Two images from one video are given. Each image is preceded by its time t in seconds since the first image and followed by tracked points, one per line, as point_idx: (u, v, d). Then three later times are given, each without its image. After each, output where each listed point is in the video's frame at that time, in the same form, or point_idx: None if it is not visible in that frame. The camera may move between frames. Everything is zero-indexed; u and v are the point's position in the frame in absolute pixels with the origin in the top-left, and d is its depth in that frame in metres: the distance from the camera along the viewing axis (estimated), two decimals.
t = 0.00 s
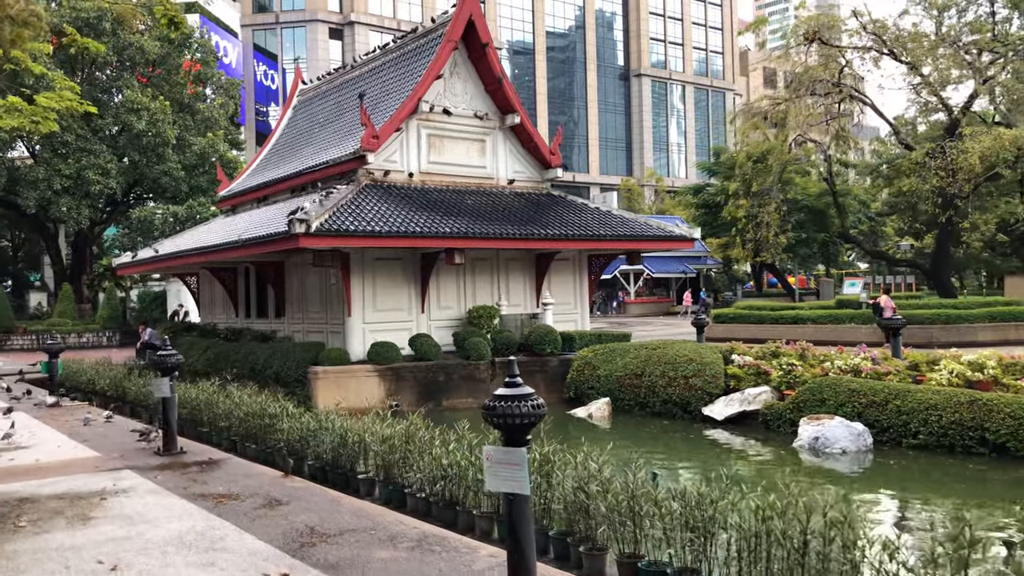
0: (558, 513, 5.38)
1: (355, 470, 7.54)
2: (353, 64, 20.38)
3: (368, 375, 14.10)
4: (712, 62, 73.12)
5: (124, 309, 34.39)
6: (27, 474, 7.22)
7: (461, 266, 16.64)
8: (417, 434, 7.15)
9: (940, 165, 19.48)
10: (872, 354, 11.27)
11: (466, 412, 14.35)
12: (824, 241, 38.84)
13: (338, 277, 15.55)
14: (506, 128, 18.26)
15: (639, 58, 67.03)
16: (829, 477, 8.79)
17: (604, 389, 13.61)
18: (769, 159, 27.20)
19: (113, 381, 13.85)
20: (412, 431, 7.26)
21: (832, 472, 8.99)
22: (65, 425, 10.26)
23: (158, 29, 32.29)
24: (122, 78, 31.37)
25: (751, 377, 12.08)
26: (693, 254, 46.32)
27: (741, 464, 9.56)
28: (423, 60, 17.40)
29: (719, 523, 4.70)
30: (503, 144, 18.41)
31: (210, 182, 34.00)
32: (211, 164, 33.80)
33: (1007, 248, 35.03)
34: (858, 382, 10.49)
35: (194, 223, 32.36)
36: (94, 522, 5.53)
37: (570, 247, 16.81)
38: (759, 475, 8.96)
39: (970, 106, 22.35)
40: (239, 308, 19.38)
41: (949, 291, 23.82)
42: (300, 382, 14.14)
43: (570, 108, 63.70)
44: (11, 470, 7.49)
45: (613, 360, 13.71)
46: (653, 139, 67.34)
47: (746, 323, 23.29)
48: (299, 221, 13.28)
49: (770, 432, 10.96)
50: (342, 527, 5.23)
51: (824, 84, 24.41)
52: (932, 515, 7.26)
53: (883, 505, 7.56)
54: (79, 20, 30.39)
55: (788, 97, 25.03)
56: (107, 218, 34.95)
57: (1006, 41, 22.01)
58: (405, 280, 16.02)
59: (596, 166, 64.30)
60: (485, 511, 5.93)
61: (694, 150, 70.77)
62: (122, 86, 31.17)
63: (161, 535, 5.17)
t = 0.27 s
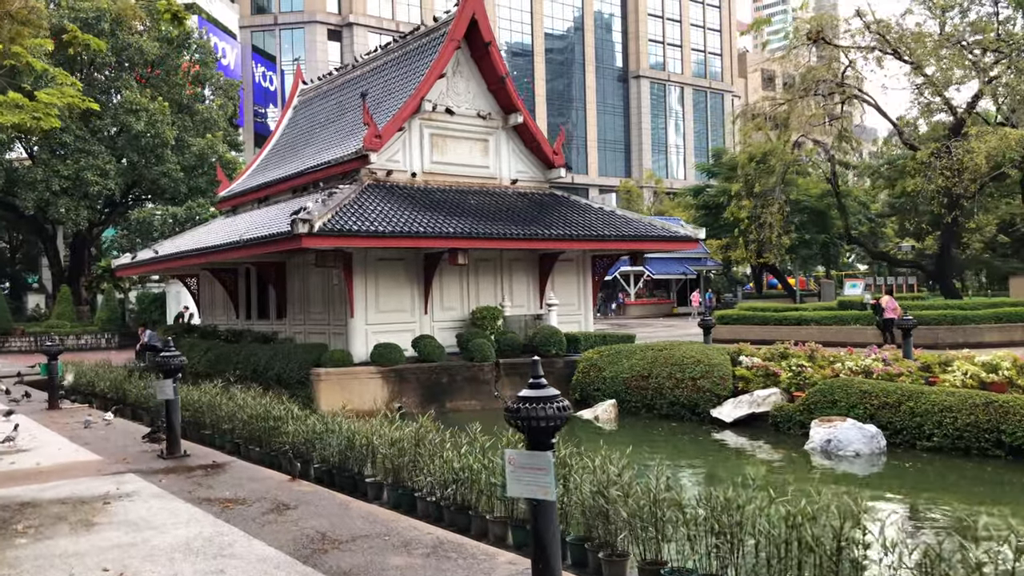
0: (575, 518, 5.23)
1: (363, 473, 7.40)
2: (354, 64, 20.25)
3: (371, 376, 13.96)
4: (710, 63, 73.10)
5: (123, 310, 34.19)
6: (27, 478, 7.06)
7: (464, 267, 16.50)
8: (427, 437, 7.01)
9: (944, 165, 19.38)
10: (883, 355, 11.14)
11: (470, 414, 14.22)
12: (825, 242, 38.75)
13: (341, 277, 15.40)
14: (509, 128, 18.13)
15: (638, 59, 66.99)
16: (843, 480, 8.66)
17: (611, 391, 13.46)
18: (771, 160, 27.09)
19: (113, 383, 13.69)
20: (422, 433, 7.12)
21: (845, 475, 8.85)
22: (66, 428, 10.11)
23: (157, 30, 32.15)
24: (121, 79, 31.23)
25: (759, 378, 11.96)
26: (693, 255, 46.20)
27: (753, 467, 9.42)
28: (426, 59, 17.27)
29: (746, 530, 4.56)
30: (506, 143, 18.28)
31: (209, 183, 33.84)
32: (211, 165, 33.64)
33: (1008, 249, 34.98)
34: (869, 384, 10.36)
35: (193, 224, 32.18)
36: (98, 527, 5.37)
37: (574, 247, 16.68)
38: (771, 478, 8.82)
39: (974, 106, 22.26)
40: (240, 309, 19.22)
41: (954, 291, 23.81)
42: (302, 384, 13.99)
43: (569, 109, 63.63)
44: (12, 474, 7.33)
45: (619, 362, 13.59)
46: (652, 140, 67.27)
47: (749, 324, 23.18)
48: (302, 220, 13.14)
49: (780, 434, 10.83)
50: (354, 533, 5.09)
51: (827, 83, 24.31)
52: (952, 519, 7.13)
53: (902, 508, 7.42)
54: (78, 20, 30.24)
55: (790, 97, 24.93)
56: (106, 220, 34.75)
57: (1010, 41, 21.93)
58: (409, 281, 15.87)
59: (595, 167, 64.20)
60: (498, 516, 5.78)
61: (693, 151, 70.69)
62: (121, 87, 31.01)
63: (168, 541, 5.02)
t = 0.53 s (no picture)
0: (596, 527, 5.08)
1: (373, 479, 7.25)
2: (357, 64, 20.10)
3: (375, 379, 13.81)
4: (710, 65, 73.04)
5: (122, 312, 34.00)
6: (30, 485, 6.90)
7: (469, 268, 16.35)
8: (439, 442, 6.86)
9: (951, 166, 19.28)
10: (896, 359, 11.02)
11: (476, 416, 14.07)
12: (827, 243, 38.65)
13: (345, 279, 15.25)
14: (513, 128, 17.98)
15: (637, 60, 66.92)
16: (859, 485, 8.52)
17: (618, 394, 13.30)
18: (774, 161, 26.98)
19: (114, 386, 13.52)
20: (434, 439, 6.97)
21: (861, 480, 8.71)
22: (68, 432, 9.95)
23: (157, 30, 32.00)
24: (121, 80, 31.06)
25: (770, 381, 11.82)
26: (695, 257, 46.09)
27: (767, 472, 9.27)
28: (430, 58, 17.13)
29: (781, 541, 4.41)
30: (510, 144, 18.13)
31: (209, 184, 33.69)
32: (211, 166, 33.47)
33: (1011, 251, 34.87)
34: (883, 387, 10.22)
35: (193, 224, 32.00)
36: (105, 537, 5.21)
37: (579, 248, 16.54)
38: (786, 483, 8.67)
39: (979, 107, 22.16)
40: (241, 311, 19.06)
41: (959, 292, 23.77)
42: (306, 387, 13.83)
43: (568, 110, 63.53)
44: (14, 480, 7.17)
45: (626, 365, 13.36)
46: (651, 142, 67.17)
47: (754, 326, 23.05)
48: (306, 221, 12.99)
49: (792, 437, 10.69)
50: (370, 544, 4.94)
51: (831, 84, 24.18)
52: (974, 526, 6.99)
53: (924, 514, 7.28)
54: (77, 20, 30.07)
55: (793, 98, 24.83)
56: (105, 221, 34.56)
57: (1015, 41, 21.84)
58: (413, 283, 15.72)
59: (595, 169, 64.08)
60: (515, 524, 5.63)
61: (693, 152, 70.60)
62: (120, 87, 30.85)
63: (177, 551, 4.86)
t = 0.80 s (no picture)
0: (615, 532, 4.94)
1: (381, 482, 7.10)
2: (358, 62, 19.96)
3: (379, 379, 13.66)
4: (709, 64, 72.92)
5: (121, 312, 33.80)
6: (31, 488, 6.75)
7: (472, 267, 16.20)
8: (449, 444, 6.73)
9: (957, 164, 19.13)
10: (907, 359, 10.90)
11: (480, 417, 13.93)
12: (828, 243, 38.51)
13: (347, 278, 15.10)
14: (517, 127, 17.85)
15: (637, 60, 66.78)
16: (874, 487, 8.38)
17: (624, 394, 13.15)
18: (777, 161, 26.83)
19: (115, 386, 13.36)
20: (444, 441, 6.84)
21: (876, 481, 8.57)
22: (68, 433, 9.80)
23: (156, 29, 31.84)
24: (120, 78, 30.89)
25: (779, 381, 11.68)
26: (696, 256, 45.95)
27: (779, 473, 9.12)
28: (433, 56, 16.99)
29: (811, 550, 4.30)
30: (514, 142, 18.00)
31: (209, 184, 33.53)
32: (210, 165, 33.29)
33: (1013, 249, 34.73)
34: (896, 387, 10.09)
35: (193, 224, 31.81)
36: (109, 543, 5.06)
37: (584, 247, 16.39)
38: (800, 485, 8.54)
39: (984, 105, 22.02)
40: (242, 311, 18.90)
41: (964, 291, 23.66)
42: (309, 387, 13.68)
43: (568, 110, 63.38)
44: (14, 483, 7.02)
45: (632, 364, 13.19)
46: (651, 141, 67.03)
47: (758, 326, 22.90)
48: (309, 220, 12.84)
49: (802, 438, 10.56)
50: (382, 550, 4.81)
51: (835, 82, 24.05)
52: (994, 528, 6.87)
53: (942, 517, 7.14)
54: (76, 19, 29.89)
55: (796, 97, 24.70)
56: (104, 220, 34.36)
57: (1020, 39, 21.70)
58: (416, 282, 15.58)
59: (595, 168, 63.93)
60: (529, 528, 5.48)
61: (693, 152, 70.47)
62: (119, 86, 30.69)
63: (184, 558, 4.72)
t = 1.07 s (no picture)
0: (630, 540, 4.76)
1: (385, 486, 6.93)
2: (358, 60, 19.79)
3: (380, 380, 13.48)
4: (707, 64, 72.79)
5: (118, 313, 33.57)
6: (26, 494, 6.57)
7: (474, 267, 16.04)
8: (456, 447, 6.56)
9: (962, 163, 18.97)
10: (918, 359, 10.75)
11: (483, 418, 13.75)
12: (829, 242, 38.39)
13: (347, 278, 14.92)
14: (518, 125, 17.68)
15: (635, 59, 66.67)
16: (887, 489, 8.22)
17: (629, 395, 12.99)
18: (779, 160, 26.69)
19: (113, 388, 13.17)
20: (451, 444, 6.67)
21: (889, 483, 8.41)
22: (66, 436, 9.62)
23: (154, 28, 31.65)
24: (117, 78, 30.68)
25: (787, 382, 11.53)
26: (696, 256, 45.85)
27: (789, 475, 8.96)
28: (434, 53, 16.82)
29: (838, 560, 4.14)
30: (516, 141, 17.84)
31: (207, 184, 33.34)
32: (208, 165, 33.06)
33: (1014, 249, 34.62)
34: (907, 388, 9.94)
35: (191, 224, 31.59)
36: (106, 551, 4.88)
37: (587, 246, 16.23)
38: (811, 487, 8.37)
39: (989, 103, 21.84)
40: (241, 311, 18.70)
41: (967, 291, 23.55)
42: (309, 389, 13.50)
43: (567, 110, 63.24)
44: (9, 488, 6.83)
45: (636, 365, 12.99)
46: (649, 141, 66.91)
47: (761, 326, 22.76)
48: (309, 219, 12.66)
49: (811, 440, 10.40)
50: (390, 559, 4.64)
51: (838, 80, 23.90)
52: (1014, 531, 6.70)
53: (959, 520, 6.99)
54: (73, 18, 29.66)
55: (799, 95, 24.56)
56: (101, 221, 34.13)
57: None
58: (417, 282, 15.41)
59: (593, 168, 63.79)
60: (540, 535, 5.30)
61: (691, 152, 70.32)
62: (117, 86, 30.47)
63: (184, 568, 4.53)
